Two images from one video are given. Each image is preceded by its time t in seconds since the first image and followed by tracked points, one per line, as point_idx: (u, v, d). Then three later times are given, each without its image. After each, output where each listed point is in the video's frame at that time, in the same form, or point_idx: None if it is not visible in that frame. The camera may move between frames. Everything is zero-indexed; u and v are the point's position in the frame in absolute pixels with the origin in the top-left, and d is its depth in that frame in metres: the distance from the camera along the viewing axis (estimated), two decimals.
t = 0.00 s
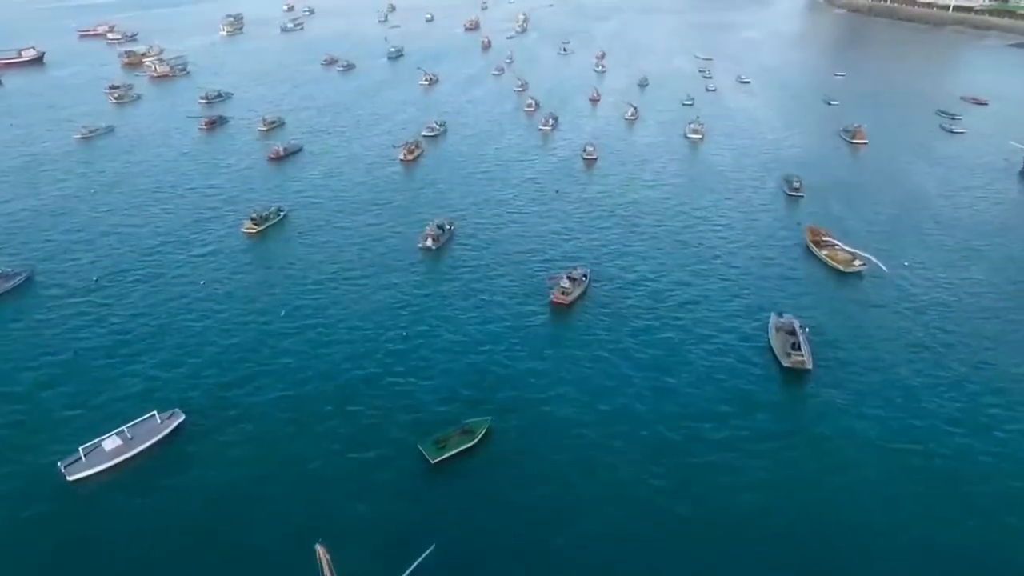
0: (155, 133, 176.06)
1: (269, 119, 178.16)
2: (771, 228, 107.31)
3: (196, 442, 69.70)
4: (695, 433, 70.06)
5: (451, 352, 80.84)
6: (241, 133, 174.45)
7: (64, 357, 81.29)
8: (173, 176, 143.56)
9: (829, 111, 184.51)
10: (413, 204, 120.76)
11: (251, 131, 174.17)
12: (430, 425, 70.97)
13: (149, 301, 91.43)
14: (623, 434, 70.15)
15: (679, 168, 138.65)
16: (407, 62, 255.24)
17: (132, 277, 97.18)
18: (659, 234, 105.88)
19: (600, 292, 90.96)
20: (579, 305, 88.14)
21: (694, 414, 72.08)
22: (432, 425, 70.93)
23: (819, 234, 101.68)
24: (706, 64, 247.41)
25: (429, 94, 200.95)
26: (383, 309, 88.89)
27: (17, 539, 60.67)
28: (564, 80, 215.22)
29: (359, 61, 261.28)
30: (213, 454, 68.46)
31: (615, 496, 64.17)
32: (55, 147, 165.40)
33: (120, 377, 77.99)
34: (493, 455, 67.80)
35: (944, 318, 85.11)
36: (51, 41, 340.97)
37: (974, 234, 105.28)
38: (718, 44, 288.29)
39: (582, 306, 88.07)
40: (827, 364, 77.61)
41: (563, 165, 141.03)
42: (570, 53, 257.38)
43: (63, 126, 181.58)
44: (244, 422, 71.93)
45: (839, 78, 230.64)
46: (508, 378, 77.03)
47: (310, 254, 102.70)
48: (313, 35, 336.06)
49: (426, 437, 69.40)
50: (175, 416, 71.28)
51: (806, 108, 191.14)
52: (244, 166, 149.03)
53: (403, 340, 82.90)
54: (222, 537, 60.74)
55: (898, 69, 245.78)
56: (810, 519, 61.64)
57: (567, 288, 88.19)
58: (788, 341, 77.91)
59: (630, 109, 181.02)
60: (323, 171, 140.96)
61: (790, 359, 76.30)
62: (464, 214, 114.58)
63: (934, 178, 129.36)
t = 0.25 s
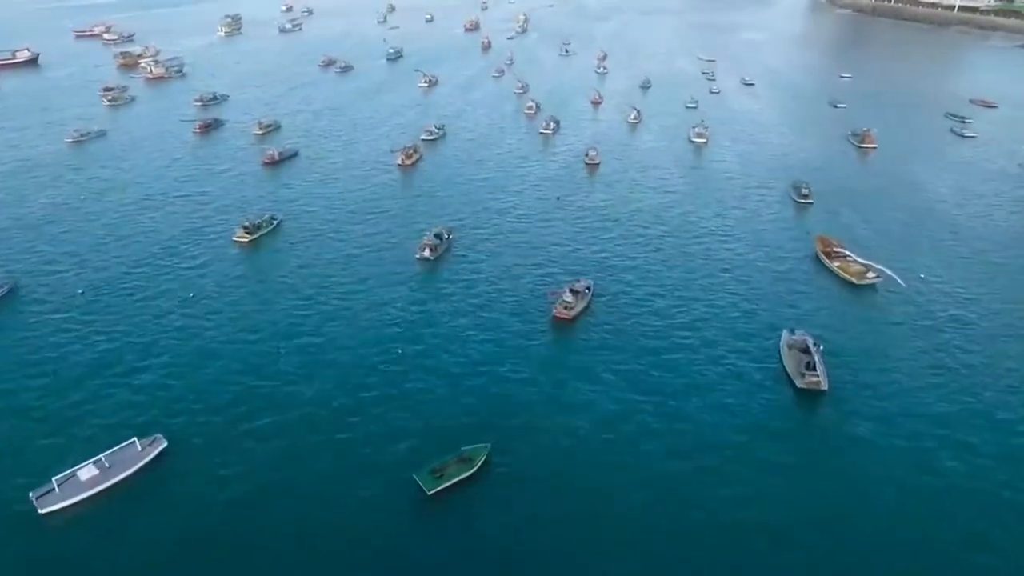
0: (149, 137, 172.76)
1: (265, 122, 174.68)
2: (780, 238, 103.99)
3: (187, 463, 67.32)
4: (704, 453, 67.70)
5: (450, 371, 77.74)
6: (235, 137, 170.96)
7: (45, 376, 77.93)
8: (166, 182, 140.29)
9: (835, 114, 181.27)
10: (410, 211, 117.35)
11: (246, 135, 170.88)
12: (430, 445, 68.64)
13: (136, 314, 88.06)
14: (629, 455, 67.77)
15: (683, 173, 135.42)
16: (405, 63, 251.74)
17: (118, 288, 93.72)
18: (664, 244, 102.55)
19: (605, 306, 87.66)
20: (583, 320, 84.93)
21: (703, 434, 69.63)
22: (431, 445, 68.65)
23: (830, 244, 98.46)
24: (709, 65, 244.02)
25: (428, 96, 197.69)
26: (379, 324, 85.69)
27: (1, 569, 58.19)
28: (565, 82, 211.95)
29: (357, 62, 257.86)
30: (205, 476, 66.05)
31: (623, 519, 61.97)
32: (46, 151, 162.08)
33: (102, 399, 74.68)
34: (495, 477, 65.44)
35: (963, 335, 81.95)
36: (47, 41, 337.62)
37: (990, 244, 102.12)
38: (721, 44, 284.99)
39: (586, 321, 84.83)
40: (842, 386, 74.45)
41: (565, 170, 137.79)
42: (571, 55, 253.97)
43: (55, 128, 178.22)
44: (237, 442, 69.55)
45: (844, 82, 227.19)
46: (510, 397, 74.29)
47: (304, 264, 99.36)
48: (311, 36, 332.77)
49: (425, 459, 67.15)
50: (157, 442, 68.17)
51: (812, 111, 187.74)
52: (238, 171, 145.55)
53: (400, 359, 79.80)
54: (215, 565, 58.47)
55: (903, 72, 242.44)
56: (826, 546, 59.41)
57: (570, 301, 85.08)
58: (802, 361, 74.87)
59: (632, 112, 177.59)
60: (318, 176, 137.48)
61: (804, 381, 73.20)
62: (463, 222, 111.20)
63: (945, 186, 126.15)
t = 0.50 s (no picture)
0: (142, 141, 169.80)
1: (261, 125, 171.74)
2: (788, 246, 101.06)
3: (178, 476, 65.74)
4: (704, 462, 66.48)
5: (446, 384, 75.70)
6: (231, 140, 168.08)
7: (25, 396, 75.21)
8: (158, 188, 137.38)
9: (841, 118, 178.48)
10: (408, 217, 114.37)
11: (242, 139, 167.93)
12: (426, 455, 67.39)
13: (122, 329, 85.23)
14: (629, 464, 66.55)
15: (687, 178, 132.56)
16: (404, 64, 248.84)
17: (104, 300, 90.87)
18: (669, 252, 99.71)
19: (608, 319, 84.78)
20: (586, 334, 82.09)
21: (703, 443, 68.25)
22: (426, 455, 67.53)
23: (840, 253, 95.58)
24: (712, 66, 241.04)
25: (427, 98, 194.82)
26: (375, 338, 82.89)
27: None
28: (566, 83, 209.05)
29: (356, 63, 254.92)
30: (199, 488, 64.54)
31: (626, 528, 60.80)
32: (37, 155, 159.12)
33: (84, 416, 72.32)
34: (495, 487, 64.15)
35: (980, 351, 79.15)
36: (43, 42, 334.63)
37: (1004, 253, 99.32)
38: (723, 45, 282.11)
39: (589, 335, 81.97)
40: (855, 406, 71.64)
41: (566, 174, 134.87)
42: (572, 55, 251.29)
43: (48, 132, 175.24)
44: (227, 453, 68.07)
45: (849, 83, 224.16)
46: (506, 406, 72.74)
47: (298, 273, 96.42)
48: (309, 36, 329.87)
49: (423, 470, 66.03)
50: (139, 466, 65.37)
51: (818, 115, 184.80)
52: (232, 175, 142.66)
53: (395, 375, 77.23)
54: None
55: (908, 73, 239.39)
56: (833, 555, 58.28)
57: (572, 313, 82.30)
58: (815, 379, 72.19)
59: (635, 114, 174.74)
60: (314, 181, 134.52)
61: (818, 401, 70.48)
62: (462, 229, 108.25)
63: (956, 192, 123.32)
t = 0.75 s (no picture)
0: (135, 144, 166.55)
1: (256, 129, 168.46)
2: (798, 256, 97.76)
3: (168, 493, 63.94)
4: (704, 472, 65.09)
5: (437, 395, 73.99)
6: (225, 144, 164.82)
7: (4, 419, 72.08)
8: (151, 194, 134.22)
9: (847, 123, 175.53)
10: (405, 221, 110.92)
11: (237, 142, 164.74)
12: (420, 468, 66.05)
13: (107, 346, 82.04)
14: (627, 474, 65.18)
15: (692, 183, 129.44)
16: (404, 66, 245.65)
17: (89, 315, 87.64)
18: (675, 261, 96.56)
19: (612, 334, 81.68)
20: (590, 351, 78.99)
21: (702, 454, 66.77)
22: (419, 467, 66.16)
23: (851, 264, 92.48)
24: (715, 68, 237.81)
25: (427, 101, 191.73)
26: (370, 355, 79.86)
27: None
28: (568, 86, 206.02)
29: (354, 64, 251.76)
30: (184, 520, 61.41)
31: (630, 540, 59.43)
32: (28, 159, 155.82)
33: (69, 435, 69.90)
34: (493, 501, 62.67)
35: (1000, 369, 76.10)
36: (39, 43, 331.31)
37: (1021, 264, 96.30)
38: (726, 46, 279.06)
39: (594, 352, 78.88)
40: (872, 431, 68.46)
41: (568, 178, 131.71)
42: (573, 57, 248.10)
43: (39, 136, 171.96)
44: (218, 467, 66.41)
45: (855, 86, 221.06)
46: (498, 417, 71.27)
47: (291, 285, 93.12)
48: (308, 37, 326.73)
49: (418, 483, 64.64)
50: (115, 497, 62.21)
51: (824, 119, 181.56)
52: (226, 180, 139.37)
53: (391, 394, 74.39)
54: None
55: (915, 76, 236.13)
56: None
57: (575, 330, 79.02)
58: (831, 402, 69.13)
59: (638, 117, 171.45)
60: (309, 185, 131.14)
61: (835, 426, 67.45)
62: (460, 237, 104.88)
63: (969, 198, 120.34)
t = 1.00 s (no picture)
0: (128, 149, 163.75)
1: (252, 132, 165.68)
2: (806, 266, 94.93)
3: (159, 503, 62.72)
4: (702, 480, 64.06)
5: (431, 404, 72.73)
6: (220, 149, 162.00)
7: None
8: (142, 201, 131.44)
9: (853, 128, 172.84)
10: (402, 228, 108.08)
11: (231, 146, 161.89)
12: (414, 476, 65.08)
13: (93, 364, 79.29)
14: (623, 481, 64.19)
15: (696, 189, 126.60)
16: (402, 68, 242.96)
17: (74, 331, 84.89)
18: (680, 271, 93.72)
19: (617, 350, 78.87)
20: (593, 368, 76.18)
21: (699, 461, 65.74)
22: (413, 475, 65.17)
23: (862, 274, 89.68)
24: (717, 69, 235.11)
25: (425, 104, 188.94)
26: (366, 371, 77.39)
27: None
28: (569, 88, 203.26)
29: (352, 66, 248.99)
30: (168, 552, 58.56)
31: (629, 549, 58.53)
32: (18, 164, 152.98)
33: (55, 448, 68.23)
34: (492, 533, 59.84)
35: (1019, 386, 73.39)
36: (35, 44, 328.53)
37: None
38: (729, 47, 276.33)
39: (596, 369, 76.06)
40: (889, 456, 65.59)
41: (570, 183, 128.86)
42: (574, 59, 245.39)
43: (31, 140, 169.13)
44: (209, 477, 65.29)
45: (860, 88, 218.29)
46: (492, 424, 70.21)
47: (284, 298, 90.34)
48: (307, 38, 323.94)
49: (412, 492, 63.66)
50: (91, 528, 59.27)
51: (829, 122, 178.77)
52: (220, 186, 136.58)
53: (387, 412, 71.94)
54: None
55: (919, 77, 233.33)
56: None
57: (578, 345, 76.25)
58: (847, 424, 66.20)
59: (640, 120, 168.67)
60: (304, 190, 128.31)
61: (851, 451, 64.59)
62: (459, 244, 102.02)
63: (980, 205, 117.64)
